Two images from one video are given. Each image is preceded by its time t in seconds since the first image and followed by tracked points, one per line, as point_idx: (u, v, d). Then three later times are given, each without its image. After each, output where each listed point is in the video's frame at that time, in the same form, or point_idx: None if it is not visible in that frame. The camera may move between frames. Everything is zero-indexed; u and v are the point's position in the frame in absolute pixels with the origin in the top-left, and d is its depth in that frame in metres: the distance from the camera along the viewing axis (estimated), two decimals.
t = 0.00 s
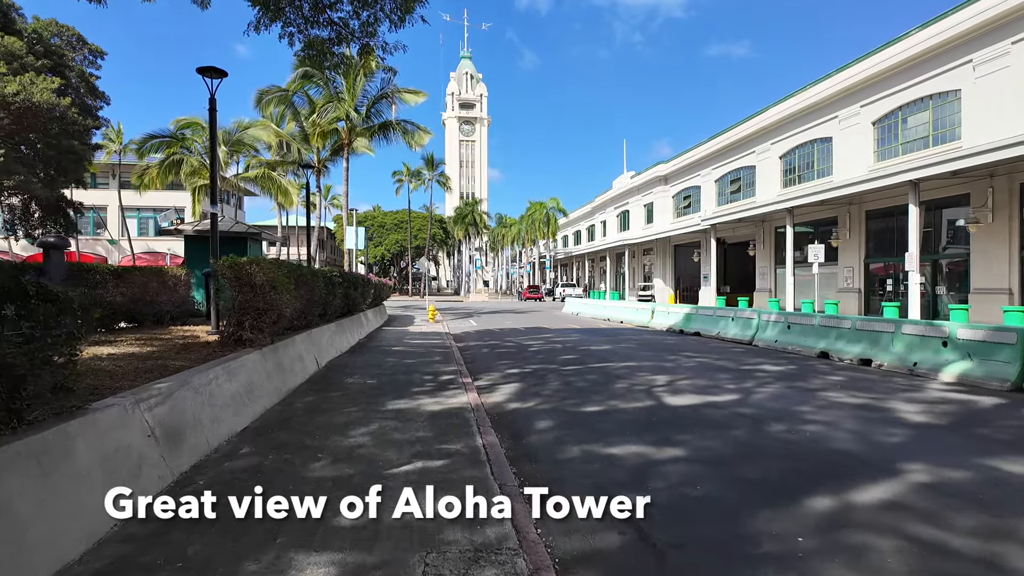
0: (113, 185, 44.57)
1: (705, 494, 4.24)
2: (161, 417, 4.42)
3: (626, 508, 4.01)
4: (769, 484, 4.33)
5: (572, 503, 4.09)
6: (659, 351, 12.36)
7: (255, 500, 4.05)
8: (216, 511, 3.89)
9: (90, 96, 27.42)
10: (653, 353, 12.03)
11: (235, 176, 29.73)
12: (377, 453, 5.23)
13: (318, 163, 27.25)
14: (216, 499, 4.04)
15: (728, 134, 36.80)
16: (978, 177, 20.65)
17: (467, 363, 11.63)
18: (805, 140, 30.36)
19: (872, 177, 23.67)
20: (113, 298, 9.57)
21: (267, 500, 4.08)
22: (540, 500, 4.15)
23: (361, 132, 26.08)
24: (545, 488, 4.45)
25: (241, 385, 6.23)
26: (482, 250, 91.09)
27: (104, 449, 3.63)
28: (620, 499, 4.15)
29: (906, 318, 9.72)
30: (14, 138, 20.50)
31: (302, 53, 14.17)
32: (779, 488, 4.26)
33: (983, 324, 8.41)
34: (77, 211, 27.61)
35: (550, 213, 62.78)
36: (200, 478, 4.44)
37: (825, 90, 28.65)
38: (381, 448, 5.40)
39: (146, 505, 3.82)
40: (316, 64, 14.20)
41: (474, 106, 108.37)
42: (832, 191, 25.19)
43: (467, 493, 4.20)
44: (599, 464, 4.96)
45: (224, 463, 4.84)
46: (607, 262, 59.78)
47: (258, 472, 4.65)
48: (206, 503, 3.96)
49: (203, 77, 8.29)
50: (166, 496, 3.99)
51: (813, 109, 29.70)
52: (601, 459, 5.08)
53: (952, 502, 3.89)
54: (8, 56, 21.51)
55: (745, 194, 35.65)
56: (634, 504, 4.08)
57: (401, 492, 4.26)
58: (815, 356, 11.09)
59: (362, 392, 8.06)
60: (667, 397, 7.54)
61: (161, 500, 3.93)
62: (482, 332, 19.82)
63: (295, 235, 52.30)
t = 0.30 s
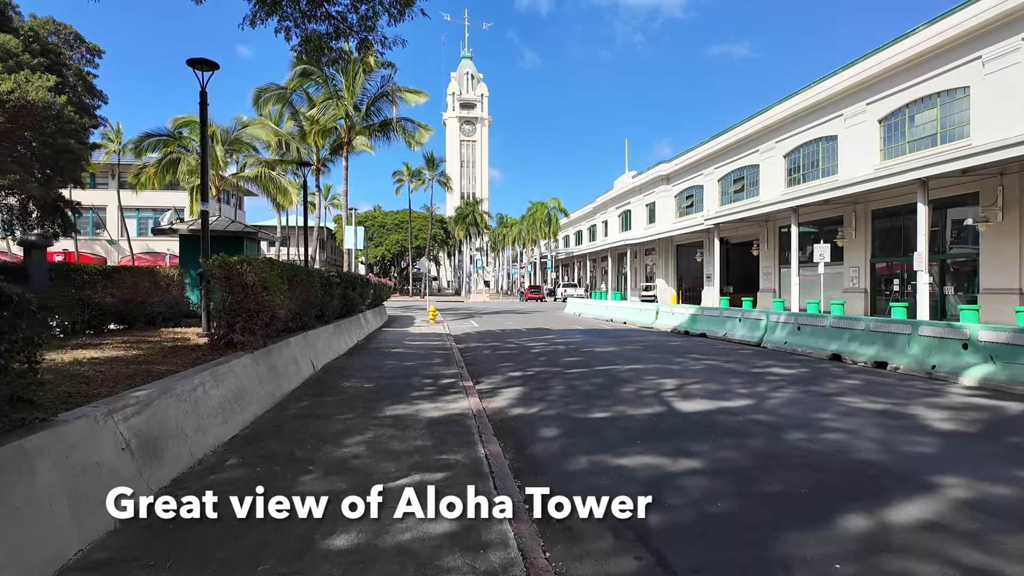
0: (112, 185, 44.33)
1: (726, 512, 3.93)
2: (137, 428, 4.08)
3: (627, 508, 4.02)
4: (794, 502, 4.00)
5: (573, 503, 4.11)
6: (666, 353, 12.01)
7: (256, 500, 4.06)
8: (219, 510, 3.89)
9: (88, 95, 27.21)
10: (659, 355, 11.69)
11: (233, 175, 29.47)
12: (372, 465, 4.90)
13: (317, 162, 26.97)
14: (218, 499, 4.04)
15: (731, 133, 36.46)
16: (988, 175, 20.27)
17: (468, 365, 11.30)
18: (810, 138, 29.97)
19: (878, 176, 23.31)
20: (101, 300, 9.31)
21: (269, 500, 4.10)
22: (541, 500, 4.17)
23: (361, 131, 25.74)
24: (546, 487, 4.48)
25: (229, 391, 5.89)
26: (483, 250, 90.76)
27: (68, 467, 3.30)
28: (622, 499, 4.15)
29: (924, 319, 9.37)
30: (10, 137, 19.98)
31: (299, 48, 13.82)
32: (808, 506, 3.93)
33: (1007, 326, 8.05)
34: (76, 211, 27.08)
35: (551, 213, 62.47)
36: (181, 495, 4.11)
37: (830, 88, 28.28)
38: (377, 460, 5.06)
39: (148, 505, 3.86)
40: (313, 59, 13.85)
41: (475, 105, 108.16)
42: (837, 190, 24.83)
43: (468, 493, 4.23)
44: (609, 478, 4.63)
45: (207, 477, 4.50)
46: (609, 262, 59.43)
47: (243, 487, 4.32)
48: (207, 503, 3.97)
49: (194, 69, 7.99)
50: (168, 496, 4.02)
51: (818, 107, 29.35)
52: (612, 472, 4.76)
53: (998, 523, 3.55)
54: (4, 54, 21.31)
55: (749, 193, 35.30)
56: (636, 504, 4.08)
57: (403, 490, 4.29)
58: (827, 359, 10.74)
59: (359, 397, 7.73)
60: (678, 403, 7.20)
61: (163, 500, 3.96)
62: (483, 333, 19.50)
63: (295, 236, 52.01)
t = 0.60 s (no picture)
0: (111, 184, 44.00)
1: (752, 535, 3.58)
2: (109, 443, 3.73)
3: (628, 509, 4.02)
4: (827, 527, 3.64)
5: (574, 503, 4.12)
6: (672, 355, 11.64)
7: (258, 500, 4.08)
8: (220, 510, 3.91)
9: (85, 93, 26.91)
10: (665, 357, 11.33)
11: (230, 174, 29.15)
12: (365, 480, 4.54)
13: (316, 160, 26.64)
14: (212, 507, 3.92)
15: (735, 131, 36.07)
16: (998, 173, 19.87)
17: (468, 368, 10.94)
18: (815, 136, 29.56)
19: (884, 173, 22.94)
20: (87, 301, 8.96)
21: (271, 500, 4.12)
22: (542, 500, 4.19)
23: (359, 129, 25.37)
24: (547, 487, 4.49)
25: (215, 399, 5.54)
26: (483, 250, 90.40)
27: (22, 490, 2.94)
28: (623, 499, 4.16)
29: (941, 321, 9.01)
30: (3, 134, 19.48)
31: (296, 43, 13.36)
32: (842, 531, 3.58)
33: None
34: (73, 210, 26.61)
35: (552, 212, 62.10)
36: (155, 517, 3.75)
37: (836, 85, 27.88)
38: (371, 474, 4.71)
39: (149, 505, 3.87)
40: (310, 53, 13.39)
41: (475, 105, 107.84)
42: (843, 189, 24.44)
43: (469, 493, 4.27)
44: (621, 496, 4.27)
45: (185, 495, 4.13)
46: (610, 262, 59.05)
47: (223, 507, 3.96)
48: (207, 503, 3.98)
49: (181, 59, 7.63)
50: (170, 497, 4.02)
51: (823, 104, 28.97)
52: (625, 488, 4.40)
53: None
54: None
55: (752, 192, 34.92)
56: (638, 505, 4.07)
57: (405, 491, 4.32)
58: (840, 362, 10.38)
59: (353, 403, 7.36)
60: (689, 409, 6.83)
61: (165, 500, 3.97)
62: (484, 334, 19.13)
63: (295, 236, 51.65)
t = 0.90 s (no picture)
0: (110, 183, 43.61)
1: (792, 560, 3.23)
2: (77, 456, 3.37)
3: (630, 508, 3.97)
4: (873, 551, 3.29)
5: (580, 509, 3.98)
6: (681, 357, 11.28)
7: (258, 501, 4.00)
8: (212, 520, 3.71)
9: (83, 91, 26.53)
10: (675, 359, 10.97)
11: (229, 172, 28.79)
12: (363, 494, 4.19)
13: (316, 158, 26.29)
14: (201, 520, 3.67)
15: (739, 129, 35.69)
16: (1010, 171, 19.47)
17: (471, 370, 10.58)
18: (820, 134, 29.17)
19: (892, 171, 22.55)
20: (76, 300, 8.59)
21: (271, 500, 4.04)
22: (543, 499, 4.14)
23: (359, 126, 25.00)
24: (559, 503, 4.14)
25: (203, 405, 5.20)
26: (484, 250, 90.01)
27: None
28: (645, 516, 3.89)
29: (963, 322, 8.66)
30: None
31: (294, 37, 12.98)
32: (890, 555, 3.23)
33: None
34: (71, 209, 26.20)
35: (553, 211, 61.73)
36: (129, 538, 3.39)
37: (843, 82, 27.50)
38: (368, 487, 4.35)
39: (148, 506, 3.77)
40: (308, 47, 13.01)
41: (476, 104, 107.50)
42: (850, 187, 24.07)
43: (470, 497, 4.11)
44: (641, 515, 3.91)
45: (167, 511, 3.79)
46: (612, 262, 58.65)
47: (205, 527, 3.59)
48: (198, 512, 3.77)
49: (172, 48, 7.30)
50: (170, 496, 3.95)
51: (829, 102, 28.59)
52: (644, 505, 4.05)
53: None
54: None
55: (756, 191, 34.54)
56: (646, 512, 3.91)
57: (406, 491, 4.27)
58: (856, 364, 10.04)
59: (351, 408, 7.01)
60: (705, 415, 6.47)
61: (163, 501, 3.86)
62: (486, 335, 18.76)
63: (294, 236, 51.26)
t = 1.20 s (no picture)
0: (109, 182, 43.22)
1: None
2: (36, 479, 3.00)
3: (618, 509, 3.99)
4: None
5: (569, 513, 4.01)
6: (690, 360, 10.90)
7: (241, 523, 3.67)
8: (192, 546, 3.36)
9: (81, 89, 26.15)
10: (684, 362, 10.61)
11: (227, 170, 28.44)
12: (358, 516, 3.83)
13: (316, 157, 25.93)
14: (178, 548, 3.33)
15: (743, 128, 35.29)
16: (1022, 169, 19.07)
17: (473, 374, 10.23)
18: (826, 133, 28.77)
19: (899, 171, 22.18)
20: (62, 302, 8.29)
21: (257, 520, 3.72)
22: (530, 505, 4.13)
23: (360, 124, 24.64)
24: (572, 527, 3.78)
25: (187, 416, 4.85)
26: (485, 250, 89.63)
27: None
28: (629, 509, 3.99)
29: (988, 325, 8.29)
30: None
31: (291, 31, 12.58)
32: None
33: None
34: (68, 209, 25.88)
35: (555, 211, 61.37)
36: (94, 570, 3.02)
37: (849, 79, 27.09)
38: (364, 508, 3.98)
39: (114, 537, 3.37)
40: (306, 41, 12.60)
41: (477, 104, 107.15)
42: (857, 186, 23.68)
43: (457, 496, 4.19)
44: (664, 541, 3.55)
45: (140, 537, 3.43)
46: (614, 262, 58.27)
47: (181, 556, 3.23)
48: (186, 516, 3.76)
49: (160, 37, 6.95)
50: (142, 527, 3.53)
51: (836, 100, 28.18)
52: (667, 529, 3.68)
53: None
54: None
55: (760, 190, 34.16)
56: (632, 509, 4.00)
57: (403, 512, 3.91)
58: (874, 367, 9.69)
59: (347, 416, 6.64)
60: (722, 424, 6.10)
61: (136, 533, 3.44)
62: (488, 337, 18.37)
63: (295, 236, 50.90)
